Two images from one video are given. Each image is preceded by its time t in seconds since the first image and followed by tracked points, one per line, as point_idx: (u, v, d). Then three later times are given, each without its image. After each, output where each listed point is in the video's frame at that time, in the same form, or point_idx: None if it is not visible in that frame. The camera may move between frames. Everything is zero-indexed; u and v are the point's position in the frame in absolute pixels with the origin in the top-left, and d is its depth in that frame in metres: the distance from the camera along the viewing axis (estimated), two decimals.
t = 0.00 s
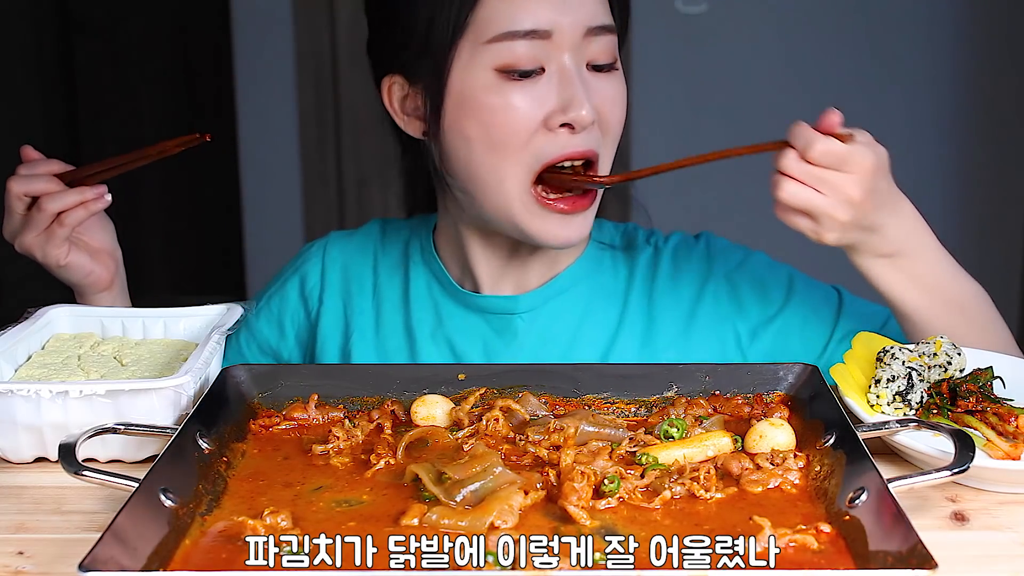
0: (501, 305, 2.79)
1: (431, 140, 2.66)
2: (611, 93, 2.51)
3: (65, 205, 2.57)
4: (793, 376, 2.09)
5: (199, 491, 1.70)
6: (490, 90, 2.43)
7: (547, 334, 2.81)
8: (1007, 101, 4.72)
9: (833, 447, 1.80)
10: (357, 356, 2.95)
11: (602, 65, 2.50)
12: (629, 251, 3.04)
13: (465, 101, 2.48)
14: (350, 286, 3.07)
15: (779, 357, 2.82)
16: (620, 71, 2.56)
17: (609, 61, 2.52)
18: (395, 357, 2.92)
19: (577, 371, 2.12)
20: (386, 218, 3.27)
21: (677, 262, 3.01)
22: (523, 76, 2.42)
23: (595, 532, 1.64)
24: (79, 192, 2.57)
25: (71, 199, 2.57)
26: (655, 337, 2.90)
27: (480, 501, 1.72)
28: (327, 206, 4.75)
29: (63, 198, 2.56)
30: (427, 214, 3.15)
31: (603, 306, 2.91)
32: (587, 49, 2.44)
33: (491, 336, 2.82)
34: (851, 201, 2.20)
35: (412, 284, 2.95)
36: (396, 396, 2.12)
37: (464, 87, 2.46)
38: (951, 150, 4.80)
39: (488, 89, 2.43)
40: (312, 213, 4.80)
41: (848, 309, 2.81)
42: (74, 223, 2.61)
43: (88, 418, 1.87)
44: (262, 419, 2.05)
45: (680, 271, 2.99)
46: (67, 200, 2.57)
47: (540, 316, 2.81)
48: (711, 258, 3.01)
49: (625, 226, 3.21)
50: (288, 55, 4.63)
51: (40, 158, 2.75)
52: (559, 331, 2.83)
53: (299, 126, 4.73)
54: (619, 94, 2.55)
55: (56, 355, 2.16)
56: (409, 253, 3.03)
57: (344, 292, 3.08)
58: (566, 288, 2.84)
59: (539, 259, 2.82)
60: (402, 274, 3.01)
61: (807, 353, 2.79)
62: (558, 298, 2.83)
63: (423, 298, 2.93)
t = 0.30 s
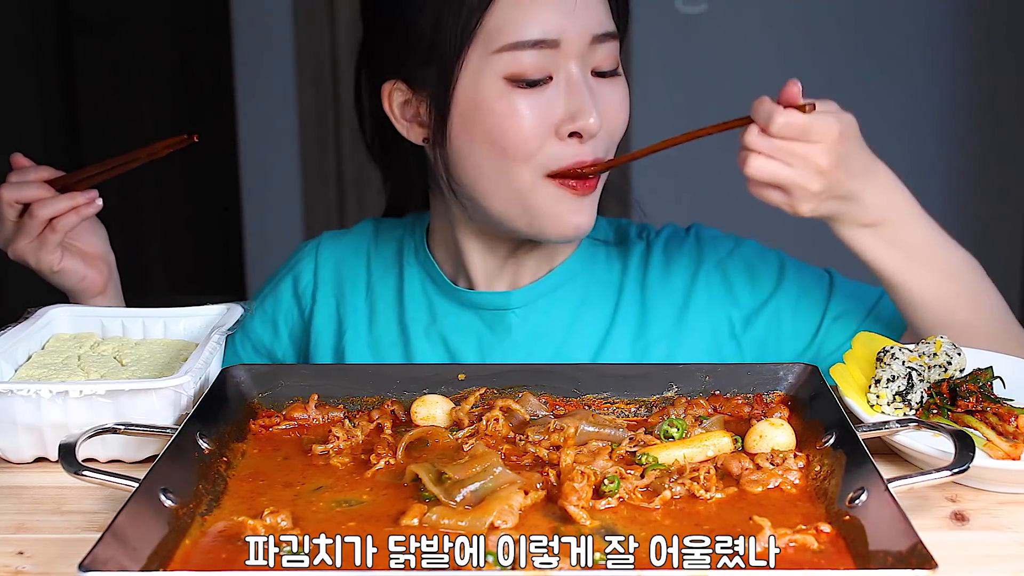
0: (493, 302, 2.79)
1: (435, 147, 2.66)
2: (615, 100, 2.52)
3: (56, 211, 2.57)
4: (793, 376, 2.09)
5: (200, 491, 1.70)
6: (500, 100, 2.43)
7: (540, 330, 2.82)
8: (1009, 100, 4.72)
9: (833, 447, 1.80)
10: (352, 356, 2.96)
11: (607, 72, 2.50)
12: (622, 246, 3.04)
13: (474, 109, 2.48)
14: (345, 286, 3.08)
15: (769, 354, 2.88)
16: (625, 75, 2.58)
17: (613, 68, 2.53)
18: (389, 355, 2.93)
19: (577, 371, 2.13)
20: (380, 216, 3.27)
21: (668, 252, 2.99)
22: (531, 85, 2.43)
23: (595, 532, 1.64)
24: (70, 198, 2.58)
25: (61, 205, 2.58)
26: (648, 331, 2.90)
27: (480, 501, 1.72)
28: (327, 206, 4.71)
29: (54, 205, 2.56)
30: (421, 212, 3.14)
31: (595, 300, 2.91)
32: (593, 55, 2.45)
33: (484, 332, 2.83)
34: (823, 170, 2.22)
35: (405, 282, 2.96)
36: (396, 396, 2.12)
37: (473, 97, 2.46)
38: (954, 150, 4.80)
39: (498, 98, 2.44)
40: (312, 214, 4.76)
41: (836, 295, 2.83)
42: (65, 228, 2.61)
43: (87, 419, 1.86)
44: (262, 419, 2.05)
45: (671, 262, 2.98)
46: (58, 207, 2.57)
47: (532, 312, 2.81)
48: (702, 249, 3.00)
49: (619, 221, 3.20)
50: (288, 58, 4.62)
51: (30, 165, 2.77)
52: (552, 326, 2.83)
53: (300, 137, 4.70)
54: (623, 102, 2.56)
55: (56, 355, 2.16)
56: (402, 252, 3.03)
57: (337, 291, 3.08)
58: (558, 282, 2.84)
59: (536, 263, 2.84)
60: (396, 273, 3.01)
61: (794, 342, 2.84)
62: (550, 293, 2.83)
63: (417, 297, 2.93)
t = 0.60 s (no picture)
0: (491, 299, 2.79)
1: (426, 146, 2.68)
2: (604, 111, 2.56)
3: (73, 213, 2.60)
4: (793, 376, 2.09)
5: (200, 491, 1.70)
6: (489, 102, 2.47)
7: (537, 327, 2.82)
8: (1012, 100, 4.49)
9: (833, 446, 1.80)
10: (350, 356, 2.96)
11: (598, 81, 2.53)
12: (619, 245, 3.04)
13: (464, 110, 2.51)
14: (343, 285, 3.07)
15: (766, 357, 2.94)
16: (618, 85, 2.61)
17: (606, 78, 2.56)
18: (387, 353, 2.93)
19: (577, 371, 2.13)
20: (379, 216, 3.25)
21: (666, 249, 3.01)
22: (523, 88, 2.45)
23: (596, 532, 1.63)
24: (88, 200, 2.60)
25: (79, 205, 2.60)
26: (647, 328, 2.91)
27: (480, 501, 1.72)
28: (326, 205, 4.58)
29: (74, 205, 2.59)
30: (418, 212, 3.15)
31: (594, 296, 2.91)
32: (586, 61, 2.48)
33: (481, 328, 2.82)
34: (891, 127, 2.13)
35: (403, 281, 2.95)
36: (396, 396, 2.12)
37: (462, 98, 2.50)
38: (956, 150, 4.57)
39: (487, 101, 2.47)
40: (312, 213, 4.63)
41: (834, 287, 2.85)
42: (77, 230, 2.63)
43: (87, 418, 1.86)
44: (262, 419, 2.05)
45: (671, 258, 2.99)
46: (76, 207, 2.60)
47: (530, 309, 2.81)
48: (700, 247, 3.01)
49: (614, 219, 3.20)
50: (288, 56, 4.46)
51: (53, 161, 2.77)
52: (549, 323, 2.84)
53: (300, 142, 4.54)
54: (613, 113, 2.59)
55: (56, 355, 2.16)
56: (399, 251, 3.02)
57: (335, 291, 3.07)
58: (557, 279, 2.84)
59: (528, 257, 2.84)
60: (393, 271, 3.00)
61: (801, 335, 2.88)
62: (548, 290, 2.83)
63: (414, 295, 2.93)
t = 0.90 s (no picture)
0: (502, 298, 2.96)
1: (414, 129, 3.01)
2: (574, 99, 2.79)
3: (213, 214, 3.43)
4: (793, 376, 2.09)
5: (199, 491, 1.71)
6: (464, 87, 2.77)
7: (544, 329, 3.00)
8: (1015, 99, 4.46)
9: (833, 447, 1.80)
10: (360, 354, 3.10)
11: (573, 68, 2.77)
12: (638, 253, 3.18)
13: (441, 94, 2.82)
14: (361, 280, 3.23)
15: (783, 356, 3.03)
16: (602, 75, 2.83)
17: (583, 65, 2.78)
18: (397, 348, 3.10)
19: (577, 371, 2.12)
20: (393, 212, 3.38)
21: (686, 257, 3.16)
22: (491, 73, 2.75)
23: (595, 532, 1.64)
24: (219, 213, 3.59)
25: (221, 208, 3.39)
26: (659, 339, 3.10)
27: (480, 501, 1.72)
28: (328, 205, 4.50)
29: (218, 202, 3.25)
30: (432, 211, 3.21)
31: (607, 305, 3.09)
32: (558, 52, 2.75)
33: (491, 329, 3.00)
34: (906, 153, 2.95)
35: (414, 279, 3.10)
36: (396, 397, 2.12)
37: (439, 84, 2.80)
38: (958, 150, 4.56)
39: (460, 85, 2.78)
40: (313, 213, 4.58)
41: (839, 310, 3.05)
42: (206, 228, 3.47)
43: (87, 418, 1.86)
44: (262, 419, 2.05)
45: (689, 267, 3.14)
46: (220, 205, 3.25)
47: (540, 313, 2.99)
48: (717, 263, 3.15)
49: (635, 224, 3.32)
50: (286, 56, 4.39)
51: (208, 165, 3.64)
52: (560, 330, 3.02)
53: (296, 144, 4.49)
54: (588, 98, 2.80)
55: (56, 355, 2.16)
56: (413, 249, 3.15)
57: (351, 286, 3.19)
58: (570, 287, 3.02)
59: (534, 249, 3.04)
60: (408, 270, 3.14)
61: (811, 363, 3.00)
62: (561, 296, 3.01)
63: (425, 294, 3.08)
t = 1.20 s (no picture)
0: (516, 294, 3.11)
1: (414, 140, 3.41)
2: (543, 101, 2.78)
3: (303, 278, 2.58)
4: (793, 376, 2.09)
5: (200, 491, 1.71)
6: (433, 91, 2.83)
7: (558, 330, 3.12)
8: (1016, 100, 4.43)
9: (833, 446, 1.80)
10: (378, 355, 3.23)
11: (545, 70, 2.76)
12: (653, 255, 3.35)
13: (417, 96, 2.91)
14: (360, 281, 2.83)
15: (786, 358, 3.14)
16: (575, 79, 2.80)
17: (558, 68, 2.77)
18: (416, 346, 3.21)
19: (577, 371, 2.13)
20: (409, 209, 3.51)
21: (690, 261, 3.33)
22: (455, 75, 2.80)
23: (595, 532, 1.63)
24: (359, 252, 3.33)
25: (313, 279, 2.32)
26: (671, 343, 3.25)
27: (480, 501, 1.72)
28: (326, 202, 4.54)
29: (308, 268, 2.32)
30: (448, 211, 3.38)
31: (623, 308, 3.21)
32: (525, 56, 2.77)
33: (505, 324, 3.13)
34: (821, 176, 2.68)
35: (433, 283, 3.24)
36: (396, 397, 2.13)
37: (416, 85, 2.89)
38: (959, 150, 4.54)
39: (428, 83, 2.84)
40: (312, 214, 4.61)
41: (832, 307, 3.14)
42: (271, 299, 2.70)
43: (87, 418, 1.86)
44: (262, 419, 2.05)
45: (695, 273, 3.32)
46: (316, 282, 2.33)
47: (557, 309, 3.11)
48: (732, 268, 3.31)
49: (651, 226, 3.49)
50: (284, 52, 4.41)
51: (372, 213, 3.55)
52: (574, 331, 3.14)
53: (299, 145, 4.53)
54: (559, 102, 2.80)
55: (56, 355, 2.16)
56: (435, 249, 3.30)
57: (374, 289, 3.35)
58: (583, 289, 3.14)
59: (545, 254, 3.16)
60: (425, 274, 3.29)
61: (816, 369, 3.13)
62: (576, 296, 3.13)
63: (444, 292, 3.22)
